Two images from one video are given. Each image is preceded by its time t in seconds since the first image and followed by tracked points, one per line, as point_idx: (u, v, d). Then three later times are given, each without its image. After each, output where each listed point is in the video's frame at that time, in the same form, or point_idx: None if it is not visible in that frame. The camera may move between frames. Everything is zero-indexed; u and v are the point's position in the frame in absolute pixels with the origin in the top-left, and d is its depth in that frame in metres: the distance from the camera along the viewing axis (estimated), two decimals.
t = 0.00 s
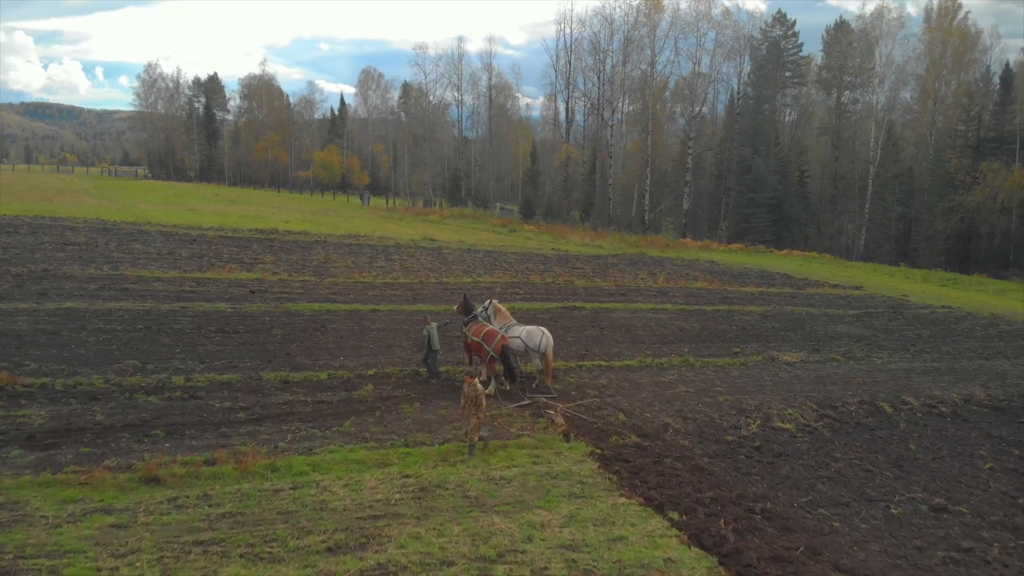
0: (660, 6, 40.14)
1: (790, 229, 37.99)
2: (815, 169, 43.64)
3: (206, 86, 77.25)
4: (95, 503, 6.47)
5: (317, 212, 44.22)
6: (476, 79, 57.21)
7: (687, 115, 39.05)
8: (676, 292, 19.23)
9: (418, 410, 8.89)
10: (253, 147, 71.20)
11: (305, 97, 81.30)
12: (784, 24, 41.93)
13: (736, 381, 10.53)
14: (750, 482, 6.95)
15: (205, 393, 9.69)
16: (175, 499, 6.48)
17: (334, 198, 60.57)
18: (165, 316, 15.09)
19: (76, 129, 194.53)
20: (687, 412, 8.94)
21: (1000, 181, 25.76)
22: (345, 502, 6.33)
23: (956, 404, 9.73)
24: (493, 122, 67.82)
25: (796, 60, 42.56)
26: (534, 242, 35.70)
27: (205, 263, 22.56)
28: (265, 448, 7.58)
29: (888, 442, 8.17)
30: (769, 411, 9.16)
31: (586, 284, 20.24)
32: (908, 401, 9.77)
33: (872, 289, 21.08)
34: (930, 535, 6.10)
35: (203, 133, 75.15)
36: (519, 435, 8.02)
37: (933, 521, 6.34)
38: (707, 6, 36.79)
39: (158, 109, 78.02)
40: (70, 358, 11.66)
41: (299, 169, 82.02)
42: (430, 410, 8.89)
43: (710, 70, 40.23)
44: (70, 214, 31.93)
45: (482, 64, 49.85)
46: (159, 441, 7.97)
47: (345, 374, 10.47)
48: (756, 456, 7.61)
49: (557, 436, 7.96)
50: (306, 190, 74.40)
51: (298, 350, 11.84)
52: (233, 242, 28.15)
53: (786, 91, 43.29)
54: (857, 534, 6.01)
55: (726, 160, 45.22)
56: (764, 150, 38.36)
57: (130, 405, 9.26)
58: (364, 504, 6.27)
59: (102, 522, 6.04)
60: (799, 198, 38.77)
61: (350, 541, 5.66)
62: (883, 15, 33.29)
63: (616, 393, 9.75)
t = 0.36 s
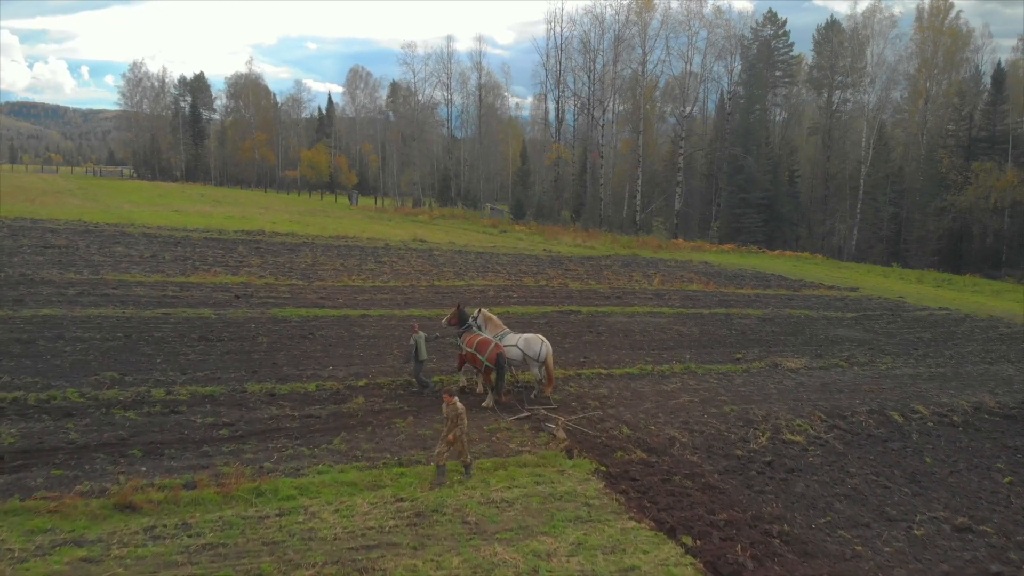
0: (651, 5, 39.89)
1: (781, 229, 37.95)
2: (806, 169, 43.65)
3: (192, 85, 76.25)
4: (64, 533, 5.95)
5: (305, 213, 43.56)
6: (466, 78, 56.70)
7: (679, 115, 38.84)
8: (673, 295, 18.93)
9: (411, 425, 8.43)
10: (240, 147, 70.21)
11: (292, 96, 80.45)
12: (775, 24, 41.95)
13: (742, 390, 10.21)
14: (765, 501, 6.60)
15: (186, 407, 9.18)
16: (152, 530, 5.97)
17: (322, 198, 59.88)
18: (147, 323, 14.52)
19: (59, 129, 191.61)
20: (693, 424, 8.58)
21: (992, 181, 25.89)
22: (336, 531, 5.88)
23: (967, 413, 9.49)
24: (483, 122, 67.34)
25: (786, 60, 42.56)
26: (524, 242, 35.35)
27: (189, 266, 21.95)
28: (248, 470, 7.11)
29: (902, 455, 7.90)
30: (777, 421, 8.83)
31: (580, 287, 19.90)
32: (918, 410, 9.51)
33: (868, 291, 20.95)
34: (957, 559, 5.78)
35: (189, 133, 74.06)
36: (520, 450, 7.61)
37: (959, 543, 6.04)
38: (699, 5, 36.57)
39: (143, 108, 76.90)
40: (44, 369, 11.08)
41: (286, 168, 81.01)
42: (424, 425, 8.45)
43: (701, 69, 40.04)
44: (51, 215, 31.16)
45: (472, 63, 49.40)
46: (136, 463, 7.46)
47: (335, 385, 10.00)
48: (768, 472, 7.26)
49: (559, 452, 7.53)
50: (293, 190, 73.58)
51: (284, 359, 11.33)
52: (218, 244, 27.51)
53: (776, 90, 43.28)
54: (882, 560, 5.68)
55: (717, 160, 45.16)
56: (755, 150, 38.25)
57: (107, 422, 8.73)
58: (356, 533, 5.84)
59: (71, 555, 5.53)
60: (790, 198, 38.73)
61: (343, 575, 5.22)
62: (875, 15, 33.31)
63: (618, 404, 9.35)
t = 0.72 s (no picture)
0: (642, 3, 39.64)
1: (772, 229, 37.86)
2: (797, 168, 43.65)
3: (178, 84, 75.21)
4: (31, 568, 5.42)
5: (293, 213, 42.88)
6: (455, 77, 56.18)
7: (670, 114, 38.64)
8: (669, 298, 18.61)
9: (405, 441, 7.95)
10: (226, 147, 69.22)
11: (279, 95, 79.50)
12: (765, 23, 41.93)
13: (748, 398, 9.87)
14: (782, 523, 6.26)
15: (166, 423, 8.67)
16: (128, 564, 5.48)
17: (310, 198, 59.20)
18: (127, 330, 13.92)
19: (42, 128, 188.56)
20: (699, 437, 8.23)
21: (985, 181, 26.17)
22: (328, 564, 5.43)
23: (977, 421, 9.26)
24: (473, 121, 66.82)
25: (777, 59, 42.49)
26: (516, 243, 34.95)
27: (173, 270, 21.32)
28: (232, 495, 6.64)
29: (917, 468, 7.62)
30: (787, 433, 8.51)
31: (575, 290, 19.54)
32: (928, 418, 9.26)
33: (864, 293, 20.80)
34: None
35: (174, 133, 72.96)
36: (520, 468, 7.21)
37: (987, 567, 5.75)
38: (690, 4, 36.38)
39: (129, 108, 75.91)
40: (15, 382, 10.47)
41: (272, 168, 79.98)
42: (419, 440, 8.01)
43: (693, 69, 39.83)
44: (30, 216, 30.31)
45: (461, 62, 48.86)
46: (110, 487, 6.94)
47: (323, 396, 9.53)
48: (781, 489, 6.93)
49: (562, 471, 7.13)
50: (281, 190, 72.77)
51: (270, 369, 10.79)
52: (203, 246, 26.84)
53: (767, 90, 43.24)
54: None
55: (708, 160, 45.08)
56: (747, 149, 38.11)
57: (81, 440, 8.19)
58: (350, 565, 5.41)
59: None
60: (781, 198, 38.66)
61: None
62: (866, 14, 33.30)
63: (621, 415, 8.96)
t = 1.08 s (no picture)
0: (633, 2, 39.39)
1: (763, 229, 37.76)
2: (787, 168, 43.66)
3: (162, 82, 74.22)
4: None
5: (280, 214, 42.19)
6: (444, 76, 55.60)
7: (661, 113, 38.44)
8: (665, 300, 18.30)
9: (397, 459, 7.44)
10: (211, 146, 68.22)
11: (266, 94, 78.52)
12: (755, 22, 41.87)
13: (754, 408, 9.55)
14: (801, 547, 5.92)
15: (144, 441, 8.14)
16: None
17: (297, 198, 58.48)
18: (104, 337, 13.30)
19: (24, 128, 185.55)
20: (707, 451, 7.88)
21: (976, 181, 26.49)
22: None
23: (989, 430, 9.05)
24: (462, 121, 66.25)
25: (767, 58, 42.49)
26: (506, 244, 34.55)
27: (156, 274, 20.67)
28: (213, 523, 6.16)
29: (933, 483, 7.37)
30: (797, 445, 8.20)
31: (569, 292, 19.17)
32: (939, 427, 9.03)
33: (859, 295, 20.65)
34: None
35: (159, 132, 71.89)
36: (521, 487, 6.82)
37: None
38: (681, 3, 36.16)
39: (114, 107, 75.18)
40: None
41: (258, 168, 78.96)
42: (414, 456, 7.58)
43: (683, 68, 39.63)
44: (8, 218, 29.45)
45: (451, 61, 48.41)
46: (82, 515, 6.43)
47: (311, 409, 9.06)
48: (795, 508, 6.61)
49: (565, 491, 6.73)
50: (267, 190, 71.85)
51: (255, 378, 10.28)
52: (188, 249, 26.16)
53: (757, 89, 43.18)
54: None
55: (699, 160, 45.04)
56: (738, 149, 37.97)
57: (52, 460, 7.65)
58: None
59: None
60: (772, 198, 38.60)
61: None
62: (856, 14, 33.26)
63: (624, 427, 8.59)
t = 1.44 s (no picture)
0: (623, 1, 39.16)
1: (755, 230, 37.66)
2: (777, 168, 43.69)
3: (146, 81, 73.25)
4: None
5: (266, 215, 41.50)
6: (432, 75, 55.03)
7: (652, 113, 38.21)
8: (660, 303, 17.99)
9: (389, 478, 6.96)
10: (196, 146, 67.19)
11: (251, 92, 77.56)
12: (746, 22, 41.94)
13: (759, 417, 9.24)
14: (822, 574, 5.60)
15: (120, 461, 7.54)
16: None
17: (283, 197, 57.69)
18: (79, 344, 12.68)
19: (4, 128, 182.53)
20: (715, 465, 7.54)
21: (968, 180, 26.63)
22: None
23: (1000, 440, 8.86)
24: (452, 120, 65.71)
25: (757, 58, 42.48)
26: (496, 245, 34.15)
27: (137, 278, 20.00)
28: (192, 556, 5.68)
29: (949, 499, 7.12)
30: (808, 457, 7.91)
31: (563, 296, 18.82)
32: (949, 438, 8.82)
33: (854, 296, 20.52)
34: None
35: (142, 132, 70.77)
36: (523, 509, 6.41)
37: None
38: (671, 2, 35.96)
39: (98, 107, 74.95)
40: None
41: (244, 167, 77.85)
42: (408, 474, 7.14)
43: (674, 68, 39.43)
44: None
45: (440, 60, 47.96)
46: (49, 547, 5.90)
47: (297, 423, 8.56)
48: (812, 529, 6.29)
49: (569, 513, 6.34)
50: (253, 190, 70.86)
51: (239, 390, 9.75)
52: (171, 252, 25.46)
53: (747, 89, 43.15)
54: None
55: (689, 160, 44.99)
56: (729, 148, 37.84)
57: (19, 481, 7.10)
58: None
59: None
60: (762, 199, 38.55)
61: None
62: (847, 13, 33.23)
63: (627, 440, 8.22)
